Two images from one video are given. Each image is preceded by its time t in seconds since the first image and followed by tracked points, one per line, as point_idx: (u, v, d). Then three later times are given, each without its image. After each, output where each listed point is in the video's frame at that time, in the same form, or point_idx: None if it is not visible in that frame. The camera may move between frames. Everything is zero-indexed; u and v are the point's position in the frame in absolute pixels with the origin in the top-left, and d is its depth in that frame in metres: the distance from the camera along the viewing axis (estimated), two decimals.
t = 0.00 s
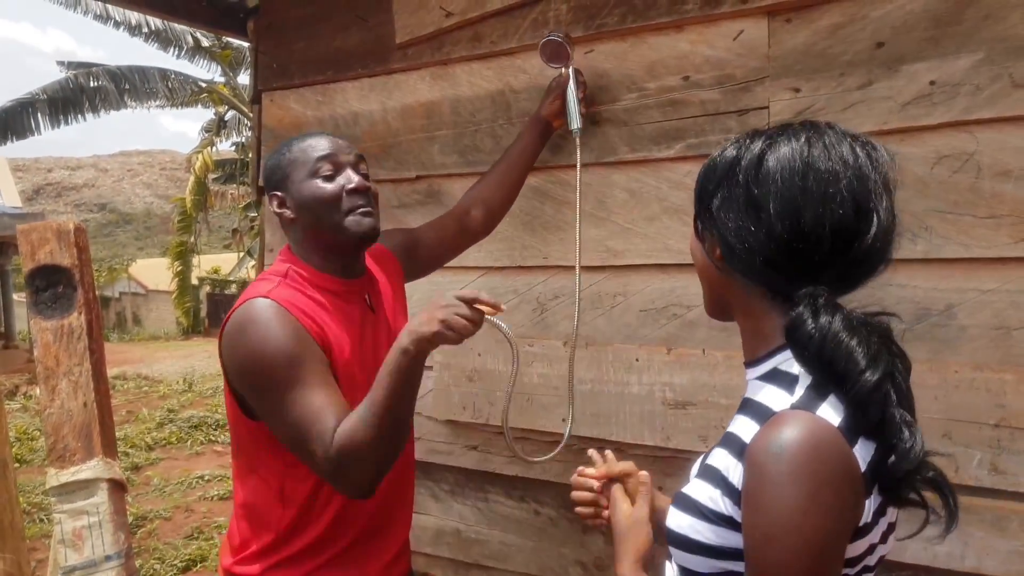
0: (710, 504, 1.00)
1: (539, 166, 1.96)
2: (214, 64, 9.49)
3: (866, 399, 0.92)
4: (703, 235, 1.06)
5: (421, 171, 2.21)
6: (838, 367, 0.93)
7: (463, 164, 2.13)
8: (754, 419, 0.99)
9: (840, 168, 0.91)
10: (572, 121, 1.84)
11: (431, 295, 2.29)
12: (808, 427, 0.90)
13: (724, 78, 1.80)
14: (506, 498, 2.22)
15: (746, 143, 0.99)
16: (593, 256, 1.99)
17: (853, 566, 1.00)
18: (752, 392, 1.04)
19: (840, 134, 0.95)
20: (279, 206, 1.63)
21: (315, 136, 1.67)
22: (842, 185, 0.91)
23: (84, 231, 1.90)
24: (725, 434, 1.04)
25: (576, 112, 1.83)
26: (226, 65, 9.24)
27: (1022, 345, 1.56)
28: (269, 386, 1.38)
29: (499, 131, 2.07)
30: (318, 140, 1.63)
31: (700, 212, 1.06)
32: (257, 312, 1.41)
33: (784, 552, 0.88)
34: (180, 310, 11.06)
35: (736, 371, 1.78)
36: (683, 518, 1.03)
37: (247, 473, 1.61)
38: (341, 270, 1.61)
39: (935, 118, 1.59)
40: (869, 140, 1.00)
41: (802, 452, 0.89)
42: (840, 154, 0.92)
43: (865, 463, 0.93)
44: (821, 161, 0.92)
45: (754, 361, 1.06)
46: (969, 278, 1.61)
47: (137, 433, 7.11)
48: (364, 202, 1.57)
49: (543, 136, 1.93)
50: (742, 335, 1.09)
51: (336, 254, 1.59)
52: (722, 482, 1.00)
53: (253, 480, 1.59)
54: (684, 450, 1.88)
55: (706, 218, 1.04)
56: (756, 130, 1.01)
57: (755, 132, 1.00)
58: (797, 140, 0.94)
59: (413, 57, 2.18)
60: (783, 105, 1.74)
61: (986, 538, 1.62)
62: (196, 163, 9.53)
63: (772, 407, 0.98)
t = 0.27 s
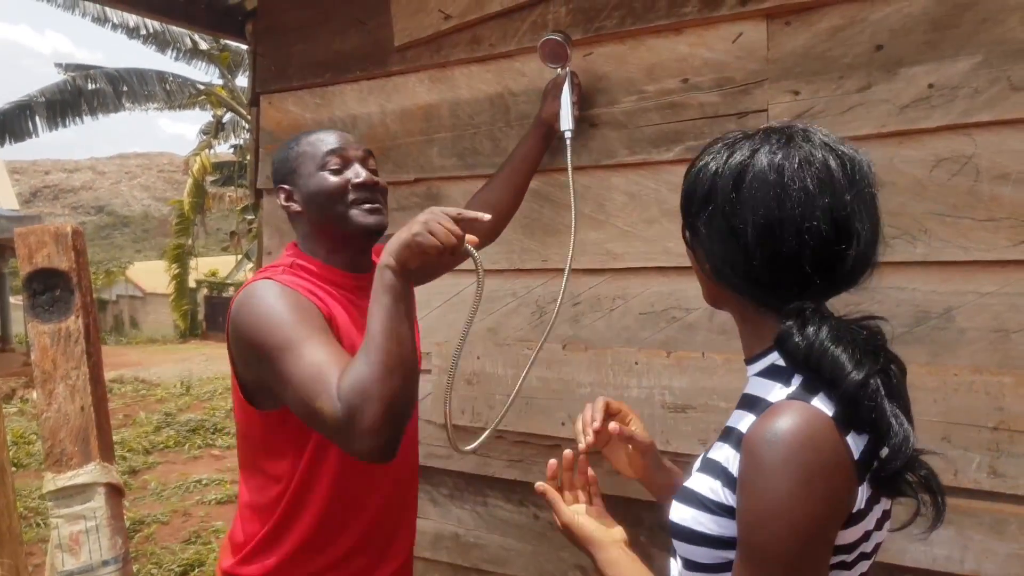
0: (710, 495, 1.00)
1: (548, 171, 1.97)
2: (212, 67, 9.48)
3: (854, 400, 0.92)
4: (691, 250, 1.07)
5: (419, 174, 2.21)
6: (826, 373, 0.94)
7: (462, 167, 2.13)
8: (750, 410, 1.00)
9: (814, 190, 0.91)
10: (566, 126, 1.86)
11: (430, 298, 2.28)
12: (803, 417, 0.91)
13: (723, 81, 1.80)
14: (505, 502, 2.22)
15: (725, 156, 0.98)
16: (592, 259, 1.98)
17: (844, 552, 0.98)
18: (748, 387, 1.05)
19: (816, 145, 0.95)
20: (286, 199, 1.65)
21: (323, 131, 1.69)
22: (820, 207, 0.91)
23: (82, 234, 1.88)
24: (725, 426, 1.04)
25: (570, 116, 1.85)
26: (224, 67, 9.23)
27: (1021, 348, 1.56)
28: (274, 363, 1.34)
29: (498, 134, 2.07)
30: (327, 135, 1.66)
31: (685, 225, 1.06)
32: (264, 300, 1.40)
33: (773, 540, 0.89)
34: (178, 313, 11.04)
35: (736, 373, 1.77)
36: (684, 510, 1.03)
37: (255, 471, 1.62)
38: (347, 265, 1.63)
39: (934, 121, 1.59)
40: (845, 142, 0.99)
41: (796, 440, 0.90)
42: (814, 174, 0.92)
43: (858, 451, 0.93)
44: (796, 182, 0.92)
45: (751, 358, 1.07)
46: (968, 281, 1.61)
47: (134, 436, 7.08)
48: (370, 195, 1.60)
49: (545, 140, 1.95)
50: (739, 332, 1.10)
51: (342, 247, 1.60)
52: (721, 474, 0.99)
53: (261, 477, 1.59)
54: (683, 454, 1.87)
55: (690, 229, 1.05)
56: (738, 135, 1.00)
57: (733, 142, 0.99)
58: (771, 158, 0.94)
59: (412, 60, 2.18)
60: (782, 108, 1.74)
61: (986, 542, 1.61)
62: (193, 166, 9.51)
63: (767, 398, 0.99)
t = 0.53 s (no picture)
0: (712, 493, 1.01)
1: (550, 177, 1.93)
2: (213, 69, 9.50)
3: (842, 393, 0.93)
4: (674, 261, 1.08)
5: (419, 176, 2.22)
6: (813, 369, 0.95)
7: (462, 169, 2.14)
8: (745, 408, 1.01)
9: (788, 204, 0.93)
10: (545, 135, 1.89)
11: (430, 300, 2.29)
12: (798, 410, 0.92)
13: (722, 82, 1.81)
14: (506, 503, 2.22)
15: (703, 167, 0.98)
16: (592, 260, 1.99)
17: (847, 536, 0.99)
18: (741, 385, 1.05)
19: (791, 155, 0.95)
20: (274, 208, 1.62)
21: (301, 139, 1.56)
22: (795, 221, 0.93)
23: (84, 236, 1.89)
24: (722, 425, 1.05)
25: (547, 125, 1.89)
26: (224, 70, 9.25)
27: (1020, 348, 1.57)
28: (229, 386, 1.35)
29: (498, 135, 2.07)
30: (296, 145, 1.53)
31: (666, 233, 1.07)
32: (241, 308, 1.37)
33: (772, 537, 0.91)
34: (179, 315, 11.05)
35: (735, 374, 1.78)
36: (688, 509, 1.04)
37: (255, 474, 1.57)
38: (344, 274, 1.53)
39: (932, 122, 1.60)
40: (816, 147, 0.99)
41: (792, 432, 0.91)
42: (788, 186, 0.93)
43: (852, 439, 0.93)
44: (769, 196, 0.93)
45: (741, 357, 1.08)
46: (967, 281, 1.62)
47: (136, 438, 7.09)
48: (318, 221, 1.47)
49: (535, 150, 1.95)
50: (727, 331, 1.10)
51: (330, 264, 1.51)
52: (723, 471, 1.00)
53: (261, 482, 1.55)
54: (683, 454, 1.88)
55: (671, 240, 1.06)
56: (715, 142, 1.00)
57: (709, 152, 0.99)
58: (746, 170, 0.94)
59: (412, 62, 2.19)
60: (781, 110, 1.75)
61: (985, 542, 1.62)
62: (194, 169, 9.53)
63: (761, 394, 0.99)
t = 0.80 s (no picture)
0: (731, 489, 1.00)
1: (545, 178, 1.94)
2: (215, 68, 9.50)
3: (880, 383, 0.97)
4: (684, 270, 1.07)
5: (421, 174, 2.21)
6: (857, 358, 0.98)
7: (464, 167, 2.13)
8: (755, 404, 1.01)
9: (824, 196, 0.95)
10: (561, 135, 1.79)
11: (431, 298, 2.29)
12: (817, 403, 0.92)
13: (725, 81, 1.80)
14: (507, 501, 2.22)
15: (724, 174, 0.96)
16: (594, 259, 1.99)
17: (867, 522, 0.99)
18: (749, 383, 1.05)
19: (805, 149, 0.98)
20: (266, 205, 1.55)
21: (302, 137, 1.50)
22: (832, 212, 0.96)
23: (86, 234, 1.87)
24: (732, 424, 1.05)
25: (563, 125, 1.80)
26: (227, 69, 9.25)
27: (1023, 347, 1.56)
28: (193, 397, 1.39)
29: (500, 134, 2.07)
30: (301, 144, 1.47)
31: (680, 244, 1.04)
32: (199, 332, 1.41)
33: (797, 532, 0.90)
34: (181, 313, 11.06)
35: (736, 372, 1.78)
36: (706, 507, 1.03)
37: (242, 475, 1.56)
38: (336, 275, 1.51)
39: (936, 121, 1.59)
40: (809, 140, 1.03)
41: (812, 422, 0.91)
42: (819, 180, 0.96)
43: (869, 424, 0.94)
44: (806, 193, 0.94)
45: (747, 357, 1.09)
46: (970, 280, 1.61)
47: (138, 436, 7.11)
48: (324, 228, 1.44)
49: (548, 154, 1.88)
50: (729, 336, 1.12)
51: (323, 270, 1.49)
52: (740, 467, 0.99)
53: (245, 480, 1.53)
54: (685, 453, 1.88)
55: (688, 249, 1.03)
56: (722, 148, 1.00)
57: (721, 156, 0.98)
58: (779, 169, 0.95)
59: (414, 60, 2.19)
60: (784, 108, 1.74)
61: (987, 541, 1.61)
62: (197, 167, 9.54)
63: (771, 389, 0.99)
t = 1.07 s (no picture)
0: (759, 494, 0.99)
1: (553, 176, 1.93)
2: (217, 66, 9.51)
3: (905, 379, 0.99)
4: (688, 274, 1.06)
5: (424, 173, 2.21)
6: (881, 355, 0.98)
7: (467, 166, 2.13)
8: (773, 404, 1.00)
9: (830, 198, 0.96)
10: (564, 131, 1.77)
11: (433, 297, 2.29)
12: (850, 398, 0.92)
13: (729, 80, 1.80)
14: (509, 501, 2.22)
15: (732, 179, 0.96)
16: (597, 258, 1.98)
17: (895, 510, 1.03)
18: (760, 384, 1.04)
19: (808, 152, 0.99)
20: (282, 207, 1.51)
21: (331, 142, 1.51)
22: (840, 213, 0.97)
23: (89, 232, 1.87)
24: (744, 427, 1.04)
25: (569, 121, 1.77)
26: (228, 67, 9.25)
27: None
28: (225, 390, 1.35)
29: (503, 133, 2.07)
30: (333, 150, 1.48)
31: (688, 249, 1.03)
32: (217, 324, 1.37)
33: (843, 531, 0.90)
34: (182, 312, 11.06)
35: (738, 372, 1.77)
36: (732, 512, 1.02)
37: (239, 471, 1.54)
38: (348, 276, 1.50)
39: (940, 120, 1.59)
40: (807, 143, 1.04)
41: (850, 419, 0.91)
42: (824, 182, 0.97)
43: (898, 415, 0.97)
44: (815, 195, 0.95)
45: (754, 358, 1.08)
46: (974, 281, 1.61)
47: (139, 434, 7.11)
48: (370, 230, 1.45)
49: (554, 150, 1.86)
50: (729, 338, 1.12)
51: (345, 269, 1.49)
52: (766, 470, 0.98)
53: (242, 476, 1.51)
54: (687, 452, 1.88)
55: (697, 255, 1.02)
56: (722, 153, 1.00)
57: (726, 162, 0.98)
58: (787, 173, 0.95)
59: (417, 59, 2.18)
60: (788, 107, 1.74)
61: (990, 542, 1.61)
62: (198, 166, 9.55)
63: (792, 389, 0.98)
